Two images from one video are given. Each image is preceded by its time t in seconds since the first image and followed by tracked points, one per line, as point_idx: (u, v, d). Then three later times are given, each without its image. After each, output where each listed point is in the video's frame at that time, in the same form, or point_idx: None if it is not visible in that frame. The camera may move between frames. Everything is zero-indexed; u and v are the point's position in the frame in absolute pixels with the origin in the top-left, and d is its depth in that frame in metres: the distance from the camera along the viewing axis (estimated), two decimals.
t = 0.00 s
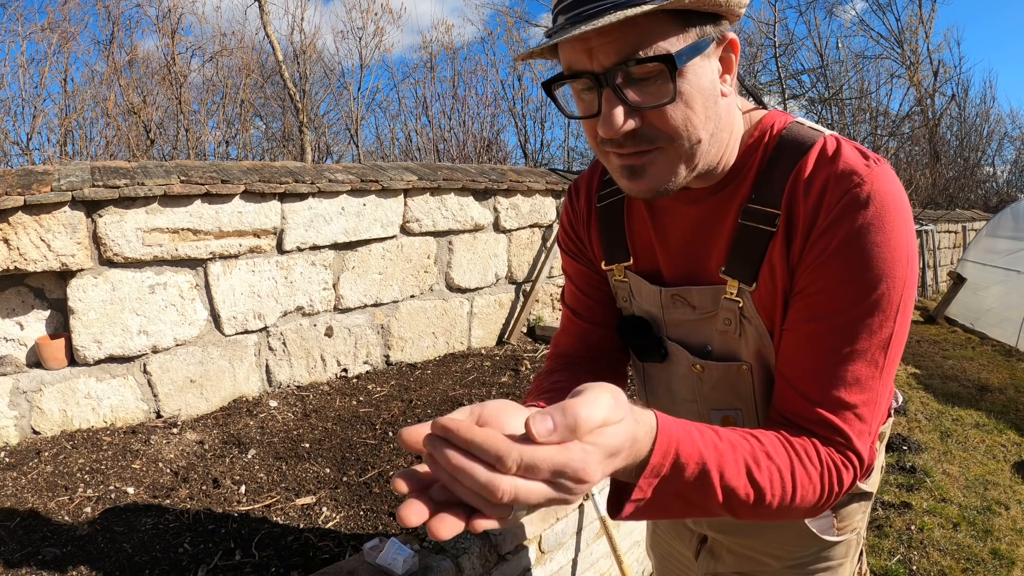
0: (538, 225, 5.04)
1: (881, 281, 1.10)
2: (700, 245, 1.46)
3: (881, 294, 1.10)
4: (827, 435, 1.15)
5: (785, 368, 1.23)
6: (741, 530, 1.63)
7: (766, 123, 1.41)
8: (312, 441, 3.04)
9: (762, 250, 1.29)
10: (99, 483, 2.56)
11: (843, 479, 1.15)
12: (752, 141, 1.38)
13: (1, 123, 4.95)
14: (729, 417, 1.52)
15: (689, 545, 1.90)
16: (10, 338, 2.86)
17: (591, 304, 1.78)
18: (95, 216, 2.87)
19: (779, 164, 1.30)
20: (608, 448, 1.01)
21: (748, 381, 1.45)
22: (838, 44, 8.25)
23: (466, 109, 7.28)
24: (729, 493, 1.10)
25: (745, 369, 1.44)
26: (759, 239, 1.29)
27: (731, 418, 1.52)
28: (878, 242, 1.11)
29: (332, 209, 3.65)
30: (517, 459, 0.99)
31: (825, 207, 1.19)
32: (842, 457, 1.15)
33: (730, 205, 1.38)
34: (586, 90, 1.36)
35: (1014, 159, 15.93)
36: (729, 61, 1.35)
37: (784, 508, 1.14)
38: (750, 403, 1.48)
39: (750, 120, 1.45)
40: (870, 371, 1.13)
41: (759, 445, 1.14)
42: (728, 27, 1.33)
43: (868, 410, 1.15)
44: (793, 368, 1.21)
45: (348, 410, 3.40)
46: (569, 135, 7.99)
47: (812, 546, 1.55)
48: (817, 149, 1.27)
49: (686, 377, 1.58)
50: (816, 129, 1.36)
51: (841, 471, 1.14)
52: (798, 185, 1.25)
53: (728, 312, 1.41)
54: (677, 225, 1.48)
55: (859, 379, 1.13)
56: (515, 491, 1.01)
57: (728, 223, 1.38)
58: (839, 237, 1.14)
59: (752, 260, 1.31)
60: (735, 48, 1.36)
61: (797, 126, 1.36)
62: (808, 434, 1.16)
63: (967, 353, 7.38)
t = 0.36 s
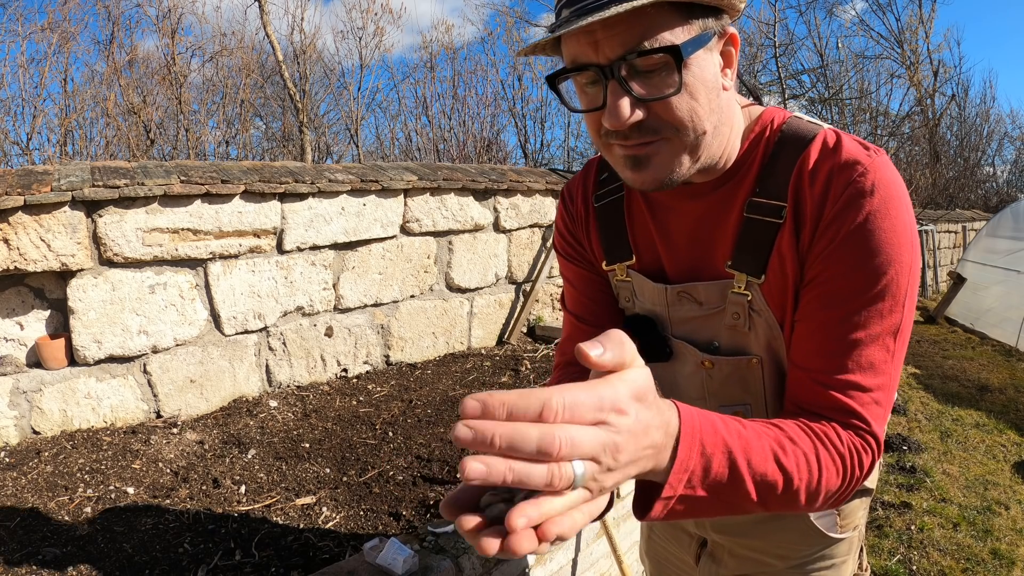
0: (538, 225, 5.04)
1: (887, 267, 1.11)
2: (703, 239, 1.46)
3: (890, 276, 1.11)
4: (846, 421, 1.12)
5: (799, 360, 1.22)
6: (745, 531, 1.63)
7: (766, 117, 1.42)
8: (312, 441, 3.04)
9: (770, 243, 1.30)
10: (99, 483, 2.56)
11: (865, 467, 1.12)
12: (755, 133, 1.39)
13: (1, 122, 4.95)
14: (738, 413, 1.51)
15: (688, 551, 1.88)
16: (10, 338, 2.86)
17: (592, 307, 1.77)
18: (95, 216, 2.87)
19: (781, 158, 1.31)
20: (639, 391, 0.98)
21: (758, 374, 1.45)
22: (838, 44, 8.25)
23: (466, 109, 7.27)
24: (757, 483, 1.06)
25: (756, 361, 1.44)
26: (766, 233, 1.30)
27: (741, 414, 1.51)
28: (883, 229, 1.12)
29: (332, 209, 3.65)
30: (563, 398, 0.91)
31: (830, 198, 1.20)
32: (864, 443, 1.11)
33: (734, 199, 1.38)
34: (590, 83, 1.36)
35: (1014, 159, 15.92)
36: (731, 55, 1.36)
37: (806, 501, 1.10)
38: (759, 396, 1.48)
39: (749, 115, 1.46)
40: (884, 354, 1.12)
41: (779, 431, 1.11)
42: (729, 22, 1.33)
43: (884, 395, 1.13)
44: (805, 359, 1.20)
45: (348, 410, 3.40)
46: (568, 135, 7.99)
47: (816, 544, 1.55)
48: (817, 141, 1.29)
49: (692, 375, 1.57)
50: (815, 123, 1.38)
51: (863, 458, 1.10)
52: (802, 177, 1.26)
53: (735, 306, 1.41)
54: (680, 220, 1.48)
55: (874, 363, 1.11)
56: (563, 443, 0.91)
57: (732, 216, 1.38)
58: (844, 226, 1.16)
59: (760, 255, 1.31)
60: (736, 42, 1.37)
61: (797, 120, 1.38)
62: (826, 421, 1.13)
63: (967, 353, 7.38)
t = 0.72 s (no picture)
0: (538, 225, 5.04)
1: (884, 272, 1.12)
2: (698, 240, 1.46)
3: (886, 280, 1.12)
4: (846, 422, 1.15)
5: (799, 363, 1.23)
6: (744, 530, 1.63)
7: (760, 117, 1.42)
8: (312, 441, 3.04)
9: (766, 244, 1.30)
10: (99, 483, 2.56)
11: (866, 464, 1.15)
12: (750, 133, 1.38)
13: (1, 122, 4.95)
14: (734, 412, 1.51)
15: (684, 551, 1.88)
16: (10, 338, 2.86)
17: (588, 308, 1.75)
18: (95, 216, 2.87)
19: (776, 158, 1.31)
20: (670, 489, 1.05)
21: (755, 373, 1.45)
22: (839, 44, 8.25)
23: (466, 110, 7.26)
24: (771, 503, 1.11)
25: (751, 361, 1.44)
26: (761, 232, 1.30)
27: (737, 413, 1.51)
28: (878, 234, 1.13)
29: (332, 209, 3.65)
30: (598, 530, 1.01)
31: (824, 202, 1.21)
32: (864, 441, 1.15)
33: (729, 200, 1.38)
34: (588, 82, 1.35)
35: (1014, 160, 15.91)
36: (725, 54, 1.36)
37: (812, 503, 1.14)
38: (755, 395, 1.48)
39: (743, 114, 1.47)
40: (881, 355, 1.14)
41: (788, 444, 1.14)
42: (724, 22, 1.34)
43: (883, 394, 1.16)
44: (805, 364, 1.22)
45: (348, 410, 3.40)
46: (568, 135, 7.98)
47: (815, 541, 1.55)
48: (809, 141, 1.29)
49: (688, 375, 1.57)
50: (808, 123, 1.38)
51: (863, 455, 1.14)
52: (797, 179, 1.26)
53: (731, 306, 1.41)
54: (675, 222, 1.48)
55: (870, 364, 1.14)
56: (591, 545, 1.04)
57: (727, 216, 1.38)
58: (840, 231, 1.16)
59: (755, 254, 1.31)
60: (730, 42, 1.37)
61: (789, 119, 1.38)
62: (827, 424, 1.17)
63: (967, 353, 7.38)
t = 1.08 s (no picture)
0: (538, 225, 5.04)
1: (872, 268, 1.13)
2: (695, 240, 1.46)
3: (874, 280, 1.13)
4: (832, 419, 1.16)
5: (787, 359, 1.24)
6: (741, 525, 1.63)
7: (756, 118, 1.42)
8: (312, 441, 3.04)
9: (761, 241, 1.30)
10: (99, 483, 2.56)
11: (850, 459, 1.16)
12: (746, 133, 1.38)
13: (1, 122, 4.95)
14: (729, 408, 1.51)
15: (682, 548, 1.88)
16: (10, 338, 2.86)
17: (585, 305, 1.75)
18: (95, 216, 2.87)
19: (770, 159, 1.31)
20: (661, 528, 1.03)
21: (749, 369, 1.45)
22: (838, 44, 8.24)
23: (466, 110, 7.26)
24: (757, 499, 1.12)
25: (745, 357, 1.43)
26: (755, 229, 1.30)
27: (732, 409, 1.51)
28: (868, 233, 1.13)
29: (332, 209, 3.65)
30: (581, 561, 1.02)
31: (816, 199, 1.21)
32: (849, 438, 1.16)
33: (725, 199, 1.37)
34: (592, 82, 1.35)
35: (1014, 159, 15.91)
36: (722, 54, 1.36)
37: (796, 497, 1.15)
38: (750, 390, 1.47)
39: (739, 115, 1.47)
40: (868, 354, 1.15)
41: (775, 440, 1.15)
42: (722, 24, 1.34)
43: (869, 392, 1.17)
44: (793, 357, 1.22)
45: (348, 410, 3.40)
46: (568, 135, 7.99)
47: (811, 536, 1.55)
48: (803, 142, 1.29)
49: (683, 371, 1.56)
50: (802, 125, 1.39)
51: (848, 451, 1.15)
52: (789, 178, 1.26)
53: (724, 302, 1.41)
54: (671, 220, 1.48)
55: (857, 362, 1.15)
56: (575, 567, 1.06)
57: (722, 215, 1.38)
58: (830, 228, 1.17)
59: (749, 251, 1.31)
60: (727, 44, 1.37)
61: (785, 120, 1.39)
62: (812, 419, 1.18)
63: (967, 353, 7.38)
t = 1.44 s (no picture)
0: (538, 225, 5.04)
1: (871, 252, 1.11)
2: (700, 236, 1.45)
3: (872, 263, 1.11)
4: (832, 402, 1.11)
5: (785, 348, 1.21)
6: (742, 519, 1.63)
7: (756, 119, 1.44)
8: (312, 441, 3.04)
9: (760, 241, 1.30)
10: (99, 483, 2.56)
11: (848, 449, 1.10)
12: (746, 134, 1.40)
13: (1, 123, 4.95)
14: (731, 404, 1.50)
15: (683, 544, 1.88)
16: (10, 338, 2.86)
17: (588, 295, 1.73)
18: (95, 216, 2.87)
19: (770, 160, 1.32)
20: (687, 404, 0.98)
21: (751, 366, 1.43)
22: (838, 44, 8.23)
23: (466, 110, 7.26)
24: (765, 455, 1.04)
25: (747, 353, 1.42)
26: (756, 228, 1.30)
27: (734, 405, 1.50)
28: (866, 217, 1.13)
29: (332, 209, 3.65)
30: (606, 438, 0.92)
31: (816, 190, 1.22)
32: (849, 425, 1.10)
33: (728, 199, 1.38)
34: (611, 66, 1.34)
35: (1014, 159, 15.90)
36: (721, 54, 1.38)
37: (790, 478, 1.09)
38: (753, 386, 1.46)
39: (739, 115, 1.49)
40: (867, 340, 1.11)
41: (784, 403, 1.08)
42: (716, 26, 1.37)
43: (869, 384, 1.12)
44: (791, 342, 1.18)
45: (348, 410, 3.40)
46: (568, 135, 7.98)
47: (813, 529, 1.55)
48: (804, 140, 1.31)
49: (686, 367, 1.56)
50: (801, 125, 1.39)
51: (847, 441, 1.09)
52: (790, 174, 1.27)
53: (726, 299, 1.41)
54: (673, 219, 1.48)
55: (857, 347, 1.10)
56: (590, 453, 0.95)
57: (726, 213, 1.38)
58: (830, 215, 1.17)
59: (750, 250, 1.32)
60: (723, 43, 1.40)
61: (784, 120, 1.41)
62: (808, 397, 1.12)
63: (967, 353, 7.38)
